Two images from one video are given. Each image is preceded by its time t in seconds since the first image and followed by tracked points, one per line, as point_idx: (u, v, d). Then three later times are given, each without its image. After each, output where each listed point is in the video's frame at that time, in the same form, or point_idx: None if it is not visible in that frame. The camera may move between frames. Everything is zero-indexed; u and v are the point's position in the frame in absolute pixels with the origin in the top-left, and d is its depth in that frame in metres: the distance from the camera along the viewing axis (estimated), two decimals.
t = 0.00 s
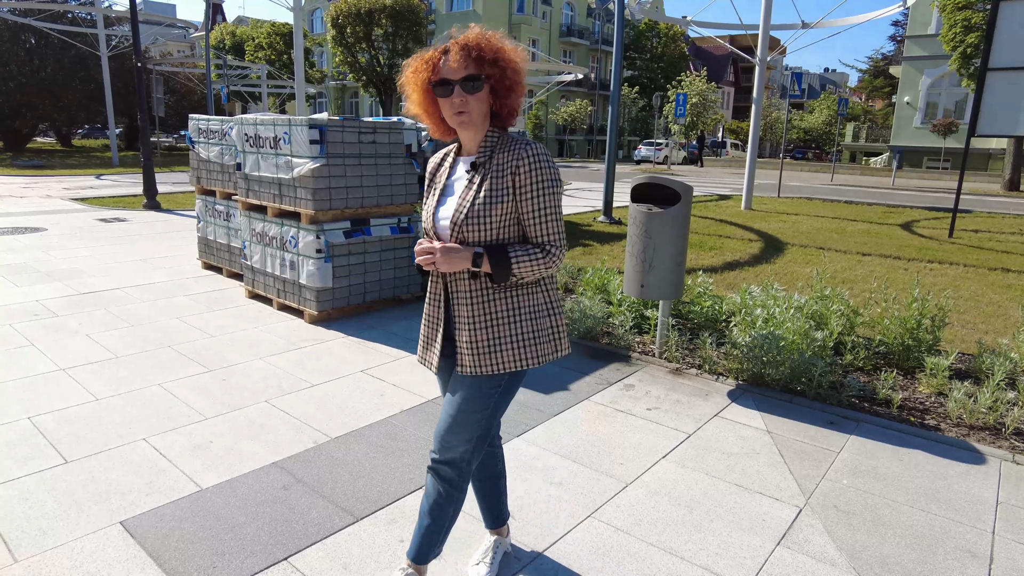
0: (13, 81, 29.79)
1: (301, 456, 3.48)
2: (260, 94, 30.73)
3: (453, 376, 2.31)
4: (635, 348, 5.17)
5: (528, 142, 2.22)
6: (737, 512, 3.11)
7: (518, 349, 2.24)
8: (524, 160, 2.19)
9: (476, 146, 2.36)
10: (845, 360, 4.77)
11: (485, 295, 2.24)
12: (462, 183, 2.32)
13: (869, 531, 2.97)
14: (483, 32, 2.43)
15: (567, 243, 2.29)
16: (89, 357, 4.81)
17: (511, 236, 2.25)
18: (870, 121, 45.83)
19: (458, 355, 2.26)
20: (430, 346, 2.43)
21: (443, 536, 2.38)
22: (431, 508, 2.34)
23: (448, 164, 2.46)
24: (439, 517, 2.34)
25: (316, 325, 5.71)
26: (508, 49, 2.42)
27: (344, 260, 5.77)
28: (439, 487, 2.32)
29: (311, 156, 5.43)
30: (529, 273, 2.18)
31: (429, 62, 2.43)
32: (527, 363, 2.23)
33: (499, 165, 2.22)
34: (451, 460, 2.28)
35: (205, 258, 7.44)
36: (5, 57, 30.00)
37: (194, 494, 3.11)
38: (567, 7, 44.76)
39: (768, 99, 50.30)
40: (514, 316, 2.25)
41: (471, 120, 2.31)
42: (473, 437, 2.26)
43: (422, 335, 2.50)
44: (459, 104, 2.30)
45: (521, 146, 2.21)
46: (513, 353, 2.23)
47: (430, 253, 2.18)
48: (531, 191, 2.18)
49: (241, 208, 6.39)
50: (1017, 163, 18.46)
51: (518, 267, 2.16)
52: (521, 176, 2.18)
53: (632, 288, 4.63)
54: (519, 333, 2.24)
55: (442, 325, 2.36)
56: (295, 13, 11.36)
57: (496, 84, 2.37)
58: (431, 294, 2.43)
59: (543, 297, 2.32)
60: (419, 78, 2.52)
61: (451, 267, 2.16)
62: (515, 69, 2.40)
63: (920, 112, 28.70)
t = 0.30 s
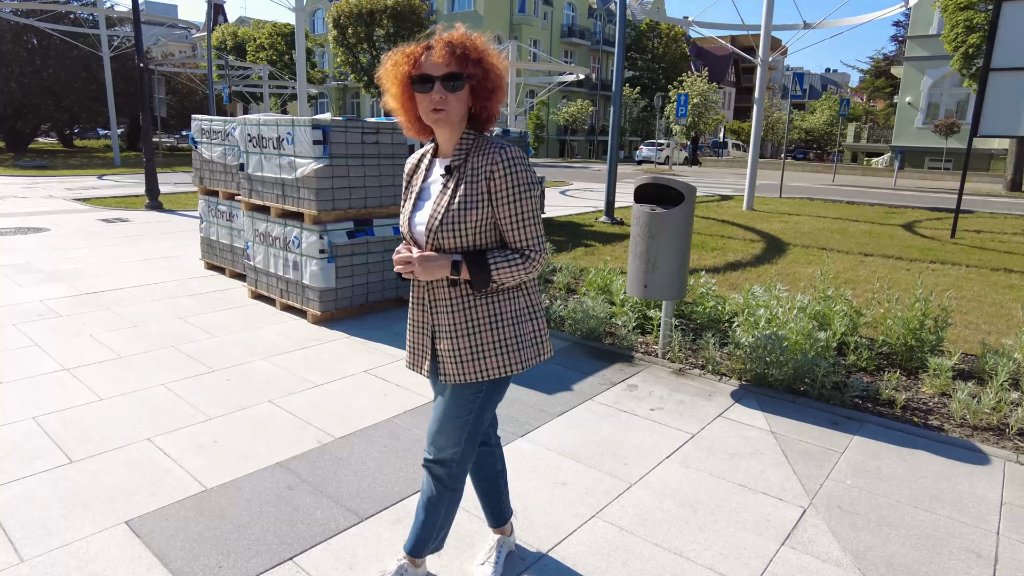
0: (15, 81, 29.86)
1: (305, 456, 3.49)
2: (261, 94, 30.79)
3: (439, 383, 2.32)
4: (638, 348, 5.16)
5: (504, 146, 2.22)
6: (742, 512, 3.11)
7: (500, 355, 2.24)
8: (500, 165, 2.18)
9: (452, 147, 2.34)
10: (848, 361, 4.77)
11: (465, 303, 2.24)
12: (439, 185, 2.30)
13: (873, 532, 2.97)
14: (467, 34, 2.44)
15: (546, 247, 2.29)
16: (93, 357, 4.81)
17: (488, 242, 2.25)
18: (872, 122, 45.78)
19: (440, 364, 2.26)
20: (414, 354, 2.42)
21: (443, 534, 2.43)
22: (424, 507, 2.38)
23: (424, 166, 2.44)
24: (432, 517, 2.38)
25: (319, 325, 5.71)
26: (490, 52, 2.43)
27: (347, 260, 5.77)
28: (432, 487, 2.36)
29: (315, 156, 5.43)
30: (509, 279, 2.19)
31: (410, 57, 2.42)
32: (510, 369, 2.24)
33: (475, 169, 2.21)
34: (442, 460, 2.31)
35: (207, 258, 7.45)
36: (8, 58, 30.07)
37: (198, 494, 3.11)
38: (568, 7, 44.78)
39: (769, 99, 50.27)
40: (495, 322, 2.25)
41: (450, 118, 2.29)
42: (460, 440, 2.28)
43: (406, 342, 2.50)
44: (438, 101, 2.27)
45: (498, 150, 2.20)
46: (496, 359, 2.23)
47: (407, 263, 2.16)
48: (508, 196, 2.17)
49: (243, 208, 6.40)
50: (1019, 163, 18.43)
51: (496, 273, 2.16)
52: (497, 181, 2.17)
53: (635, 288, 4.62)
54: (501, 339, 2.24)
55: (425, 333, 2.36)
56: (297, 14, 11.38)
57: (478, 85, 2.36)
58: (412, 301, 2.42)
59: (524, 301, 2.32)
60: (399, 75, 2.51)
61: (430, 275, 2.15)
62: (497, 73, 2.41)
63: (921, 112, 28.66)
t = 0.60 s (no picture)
0: (19, 82, 29.91)
1: (311, 457, 3.48)
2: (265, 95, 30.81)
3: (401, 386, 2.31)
4: (643, 349, 5.15)
5: (487, 154, 2.21)
6: (748, 513, 3.10)
7: (459, 362, 2.22)
8: (480, 172, 2.18)
9: (432, 147, 2.30)
10: (854, 362, 4.76)
11: (428, 306, 2.22)
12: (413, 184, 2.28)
13: (881, 534, 2.96)
14: (461, 31, 2.39)
15: (516, 259, 2.28)
16: (97, 358, 4.81)
17: (458, 246, 2.23)
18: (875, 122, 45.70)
19: (398, 365, 2.24)
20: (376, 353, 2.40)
21: (444, 536, 2.42)
22: (418, 512, 2.39)
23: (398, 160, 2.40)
24: (426, 520, 2.38)
25: (323, 325, 5.71)
26: (483, 56, 2.41)
27: (351, 260, 5.76)
28: (422, 492, 2.37)
29: (319, 157, 5.43)
30: (476, 286, 2.18)
31: (398, 47, 2.36)
32: (467, 377, 2.22)
33: (455, 172, 2.19)
34: (425, 465, 2.31)
35: (212, 259, 7.46)
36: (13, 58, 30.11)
37: (204, 495, 3.11)
38: (571, 8, 44.74)
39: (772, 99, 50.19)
40: (457, 329, 2.23)
41: (436, 121, 2.26)
42: (440, 443, 2.28)
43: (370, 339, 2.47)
44: (425, 102, 2.25)
45: (478, 157, 2.19)
46: (454, 366, 2.21)
47: (374, 258, 2.13)
48: (483, 204, 2.18)
49: (248, 208, 6.40)
50: None
51: (464, 280, 2.16)
52: (476, 186, 2.16)
53: (641, 288, 4.61)
54: (462, 347, 2.23)
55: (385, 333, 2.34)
56: (301, 15, 11.39)
57: (467, 90, 2.35)
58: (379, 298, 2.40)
59: (487, 310, 2.31)
60: (382, 62, 2.44)
61: (395, 272, 2.13)
62: (488, 79, 2.40)
63: (925, 112, 28.60)
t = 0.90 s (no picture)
0: (27, 83, 30.08)
1: (319, 458, 3.48)
2: (271, 96, 30.87)
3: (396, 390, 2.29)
4: (650, 351, 5.13)
5: (473, 151, 2.22)
6: (759, 516, 3.09)
7: (454, 361, 2.22)
8: (468, 169, 2.19)
9: (416, 147, 2.29)
10: (863, 364, 4.73)
11: (420, 306, 2.20)
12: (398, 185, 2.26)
13: (893, 537, 2.94)
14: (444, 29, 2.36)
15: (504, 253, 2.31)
16: (106, 358, 4.83)
17: (446, 245, 2.24)
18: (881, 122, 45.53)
19: (394, 368, 2.22)
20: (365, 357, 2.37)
21: (450, 535, 2.42)
22: (419, 517, 2.37)
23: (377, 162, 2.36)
24: (429, 524, 2.37)
25: (331, 326, 5.71)
26: (464, 52, 2.39)
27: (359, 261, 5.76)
28: (420, 496, 2.35)
29: (327, 158, 5.44)
30: (468, 284, 2.19)
31: (380, 45, 2.31)
32: (463, 375, 2.23)
33: (443, 171, 2.18)
34: (420, 471, 2.29)
35: (219, 259, 7.48)
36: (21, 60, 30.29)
37: (214, 497, 3.11)
38: (576, 9, 44.74)
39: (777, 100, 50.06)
40: (450, 329, 2.22)
41: (422, 125, 2.25)
42: (435, 445, 2.27)
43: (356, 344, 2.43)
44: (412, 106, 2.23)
45: (466, 155, 2.20)
46: (450, 365, 2.21)
47: (365, 262, 2.10)
48: (472, 201, 2.19)
49: (255, 209, 6.40)
50: None
51: (457, 277, 2.16)
52: (463, 184, 2.18)
53: (648, 290, 4.59)
54: (457, 344, 2.23)
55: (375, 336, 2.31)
56: (306, 16, 11.40)
57: (452, 91, 2.35)
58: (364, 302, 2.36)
59: (478, 306, 2.32)
60: (361, 59, 2.38)
61: (387, 276, 2.10)
62: (470, 77, 2.40)
63: (931, 112, 28.48)
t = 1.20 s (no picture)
0: (40, 85, 30.37)
1: (331, 459, 3.48)
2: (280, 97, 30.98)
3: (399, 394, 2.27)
4: (661, 352, 5.10)
5: (467, 147, 2.20)
6: (774, 520, 3.06)
7: (458, 362, 2.20)
8: (463, 166, 2.17)
9: (410, 146, 2.29)
10: (877, 366, 4.69)
11: (421, 308, 2.19)
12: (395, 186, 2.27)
13: (910, 543, 2.90)
14: (421, 22, 2.34)
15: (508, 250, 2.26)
16: (118, 359, 4.85)
17: (448, 243, 2.22)
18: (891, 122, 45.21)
19: (397, 373, 2.21)
20: (366, 362, 2.36)
21: (457, 539, 2.41)
22: (424, 521, 2.35)
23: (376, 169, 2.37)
24: (437, 527, 2.34)
25: (341, 327, 5.71)
26: (447, 42, 2.36)
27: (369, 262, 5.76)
28: (425, 501, 2.33)
29: (338, 159, 5.44)
30: (470, 284, 2.14)
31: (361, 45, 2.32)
32: (468, 377, 2.21)
33: (437, 169, 2.17)
34: (424, 475, 2.27)
35: (229, 260, 7.50)
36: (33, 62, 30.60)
37: (226, 498, 3.11)
38: (584, 9, 44.69)
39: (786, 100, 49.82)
40: (452, 331, 2.20)
41: (409, 120, 2.24)
42: (437, 449, 2.24)
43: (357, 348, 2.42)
44: (395, 101, 2.22)
45: (460, 151, 2.18)
46: (454, 367, 2.20)
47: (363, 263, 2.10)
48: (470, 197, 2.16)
49: (266, 210, 6.42)
50: None
51: (457, 276, 2.12)
52: (460, 181, 2.16)
53: (660, 291, 4.57)
54: (460, 346, 2.21)
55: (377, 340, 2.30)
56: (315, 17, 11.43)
57: (437, 82, 2.32)
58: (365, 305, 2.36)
59: (482, 307, 2.28)
60: (347, 63, 2.41)
61: (385, 277, 2.09)
62: (455, 66, 2.35)
63: (943, 112, 28.25)
